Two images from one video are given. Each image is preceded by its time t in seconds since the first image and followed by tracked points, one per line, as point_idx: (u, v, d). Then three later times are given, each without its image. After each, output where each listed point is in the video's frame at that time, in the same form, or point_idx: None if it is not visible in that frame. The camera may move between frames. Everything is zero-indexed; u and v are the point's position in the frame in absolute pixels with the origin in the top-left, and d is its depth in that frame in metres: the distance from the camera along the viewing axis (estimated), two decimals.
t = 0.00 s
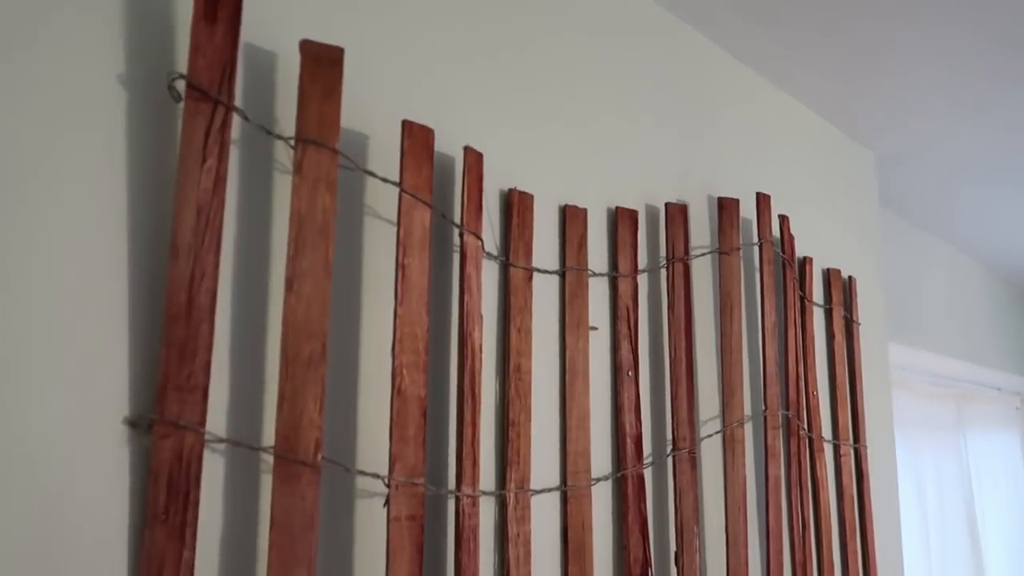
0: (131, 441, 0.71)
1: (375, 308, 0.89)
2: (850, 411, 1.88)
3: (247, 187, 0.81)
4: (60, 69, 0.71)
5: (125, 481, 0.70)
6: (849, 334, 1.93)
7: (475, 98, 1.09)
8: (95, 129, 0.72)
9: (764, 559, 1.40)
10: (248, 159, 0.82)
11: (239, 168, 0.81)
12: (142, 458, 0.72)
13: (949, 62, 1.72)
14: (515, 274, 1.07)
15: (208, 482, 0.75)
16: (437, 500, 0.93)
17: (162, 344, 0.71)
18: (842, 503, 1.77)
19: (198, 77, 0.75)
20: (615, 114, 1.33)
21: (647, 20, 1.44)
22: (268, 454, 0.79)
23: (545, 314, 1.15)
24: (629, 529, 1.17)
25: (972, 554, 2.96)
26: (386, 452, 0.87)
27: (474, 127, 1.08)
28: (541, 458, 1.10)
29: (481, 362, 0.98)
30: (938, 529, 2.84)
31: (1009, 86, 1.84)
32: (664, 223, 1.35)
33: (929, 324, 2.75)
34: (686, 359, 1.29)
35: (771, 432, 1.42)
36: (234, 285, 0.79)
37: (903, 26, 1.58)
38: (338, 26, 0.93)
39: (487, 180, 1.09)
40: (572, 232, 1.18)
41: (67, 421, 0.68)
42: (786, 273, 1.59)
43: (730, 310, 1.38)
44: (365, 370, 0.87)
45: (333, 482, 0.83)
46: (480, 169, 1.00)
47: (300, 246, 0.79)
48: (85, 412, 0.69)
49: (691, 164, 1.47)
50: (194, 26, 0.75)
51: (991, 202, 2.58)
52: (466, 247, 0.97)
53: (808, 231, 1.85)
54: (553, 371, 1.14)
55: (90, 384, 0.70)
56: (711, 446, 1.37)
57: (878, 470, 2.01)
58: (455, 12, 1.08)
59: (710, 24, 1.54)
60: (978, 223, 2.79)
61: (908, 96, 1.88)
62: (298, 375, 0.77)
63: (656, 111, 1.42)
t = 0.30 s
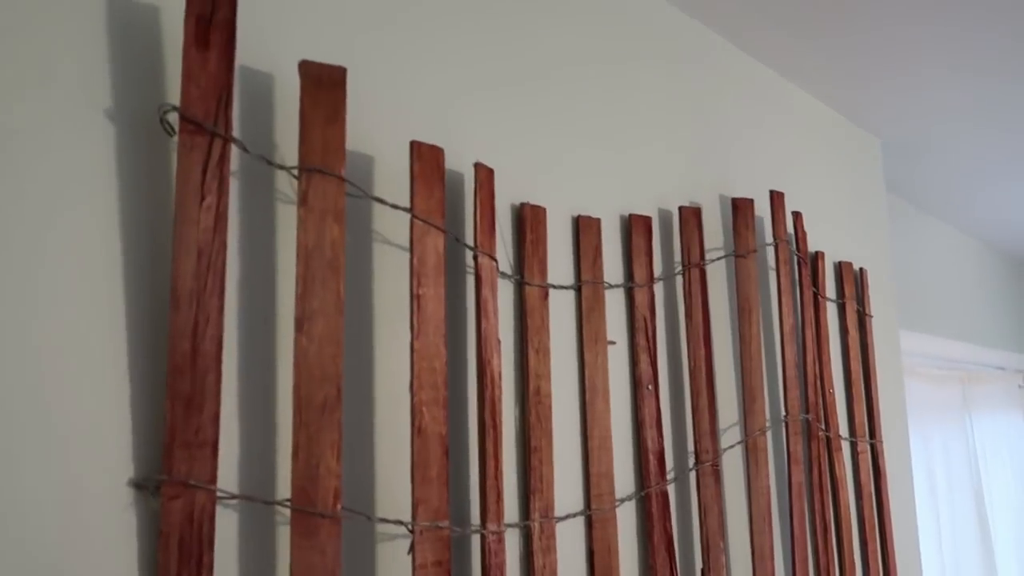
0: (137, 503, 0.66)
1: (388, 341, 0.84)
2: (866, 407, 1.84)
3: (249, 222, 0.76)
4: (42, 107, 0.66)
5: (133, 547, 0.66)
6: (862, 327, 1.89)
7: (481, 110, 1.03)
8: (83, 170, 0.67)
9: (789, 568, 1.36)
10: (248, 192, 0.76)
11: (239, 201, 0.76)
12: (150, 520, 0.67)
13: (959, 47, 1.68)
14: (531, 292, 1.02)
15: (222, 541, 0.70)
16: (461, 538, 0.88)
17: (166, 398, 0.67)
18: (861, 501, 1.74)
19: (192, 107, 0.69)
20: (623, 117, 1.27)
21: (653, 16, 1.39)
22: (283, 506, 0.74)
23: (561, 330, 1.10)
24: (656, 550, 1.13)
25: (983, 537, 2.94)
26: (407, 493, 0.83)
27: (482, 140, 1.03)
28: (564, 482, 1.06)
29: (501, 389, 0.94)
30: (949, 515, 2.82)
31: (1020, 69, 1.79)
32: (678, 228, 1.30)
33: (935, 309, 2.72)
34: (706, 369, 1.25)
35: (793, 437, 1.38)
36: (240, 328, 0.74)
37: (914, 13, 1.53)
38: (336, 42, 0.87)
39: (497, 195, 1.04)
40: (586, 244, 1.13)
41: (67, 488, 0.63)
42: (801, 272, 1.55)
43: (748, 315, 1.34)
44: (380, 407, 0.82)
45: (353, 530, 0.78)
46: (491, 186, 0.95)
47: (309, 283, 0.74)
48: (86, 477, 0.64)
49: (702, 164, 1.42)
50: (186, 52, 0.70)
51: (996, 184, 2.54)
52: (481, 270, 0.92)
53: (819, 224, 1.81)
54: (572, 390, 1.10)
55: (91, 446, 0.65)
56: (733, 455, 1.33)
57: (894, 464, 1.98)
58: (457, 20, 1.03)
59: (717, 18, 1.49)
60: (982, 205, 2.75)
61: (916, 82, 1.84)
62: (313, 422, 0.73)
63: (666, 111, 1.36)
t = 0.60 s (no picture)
0: (152, 525, 0.64)
1: (403, 350, 0.82)
2: (876, 401, 1.83)
3: (260, 232, 0.74)
4: (45, 117, 0.64)
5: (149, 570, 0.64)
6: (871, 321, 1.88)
7: (491, 110, 1.01)
8: (89, 182, 0.65)
9: (806, 567, 1.35)
10: (258, 200, 0.74)
11: (250, 211, 0.73)
12: (165, 542, 0.65)
13: (967, 35, 1.66)
14: (545, 295, 1.00)
15: (239, 561, 0.68)
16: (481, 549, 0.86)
17: (180, 417, 0.64)
18: (874, 496, 1.72)
19: (200, 116, 0.67)
20: (633, 113, 1.25)
21: (660, 10, 1.36)
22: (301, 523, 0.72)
23: (575, 333, 1.08)
24: (674, 553, 1.11)
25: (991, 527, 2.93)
26: (426, 505, 0.81)
27: (492, 141, 1.01)
28: (581, 487, 1.04)
29: (517, 395, 0.92)
30: (956, 506, 2.81)
31: None
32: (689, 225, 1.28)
33: (940, 299, 2.71)
34: (721, 369, 1.23)
35: (808, 435, 1.36)
36: (254, 341, 0.72)
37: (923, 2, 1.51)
38: (344, 43, 0.85)
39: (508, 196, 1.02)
40: (599, 245, 1.11)
41: (80, 512, 0.61)
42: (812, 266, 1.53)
43: (761, 312, 1.32)
44: (397, 418, 0.80)
45: (372, 545, 0.76)
46: (504, 188, 0.93)
47: (323, 294, 0.72)
48: (99, 500, 0.62)
49: (712, 159, 1.40)
50: (192, 59, 0.67)
51: (1000, 172, 2.52)
52: (496, 274, 0.90)
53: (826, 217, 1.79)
54: (587, 393, 1.08)
55: (103, 468, 0.63)
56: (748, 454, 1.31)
57: (905, 457, 1.97)
58: (465, 18, 1.00)
59: (724, 11, 1.46)
60: (986, 193, 2.73)
61: (923, 72, 1.82)
62: (330, 437, 0.71)
63: (675, 106, 1.34)
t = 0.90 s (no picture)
0: (140, 514, 0.64)
1: (394, 338, 0.81)
2: (867, 393, 1.83)
3: (248, 218, 0.73)
4: (29, 100, 0.63)
5: (136, 560, 0.63)
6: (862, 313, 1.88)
7: (482, 99, 1.01)
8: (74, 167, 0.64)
9: (798, 558, 1.35)
10: (247, 186, 0.73)
11: (238, 197, 0.72)
12: (153, 531, 0.64)
13: (958, 28, 1.66)
14: (537, 284, 1.00)
15: (228, 552, 0.67)
16: (473, 539, 0.86)
17: (168, 404, 0.64)
18: (865, 488, 1.73)
19: (188, 100, 0.66)
20: (625, 104, 1.25)
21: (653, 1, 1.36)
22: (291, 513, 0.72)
23: (568, 323, 1.08)
24: (667, 544, 1.11)
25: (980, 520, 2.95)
26: (418, 495, 0.80)
27: (483, 130, 1.00)
28: (573, 478, 1.04)
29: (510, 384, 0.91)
30: (946, 498, 2.82)
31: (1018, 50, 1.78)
32: (682, 216, 1.28)
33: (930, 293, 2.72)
34: (713, 359, 1.23)
35: (800, 426, 1.36)
36: (243, 328, 0.71)
37: None
38: (333, 29, 0.84)
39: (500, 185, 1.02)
40: (591, 235, 1.10)
41: (65, 501, 0.60)
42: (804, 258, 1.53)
43: (753, 303, 1.32)
44: (388, 407, 0.79)
45: (363, 535, 0.76)
46: (495, 176, 0.92)
47: (313, 281, 0.71)
48: (85, 490, 0.61)
49: (704, 151, 1.40)
50: (179, 42, 0.66)
51: (990, 166, 2.53)
52: (488, 262, 0.89)
53: (817, 209, 1.79)
54: (579, 383, 1.07)
55: (88, 457, 0.62)
56: (741, 445, 1.31)
57: (895, 448, 1.97)
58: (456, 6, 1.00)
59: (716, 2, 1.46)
60: (975, 187, 2.74)
61: (913, 65, 1.82)
62: (321, 425, 0.70)
63: (667, 97, 1.34)
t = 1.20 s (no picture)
0: (124, 475, 0.63)
1: (383, 306, 0.81)
2: (862, 376, 1.83)
3: (235, 181, 0.72)
4: (11, 56, 0.62)
5: (121, 520, 0.62)
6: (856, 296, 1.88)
7: (474, 70, 1.00)
8: (56, 124, 0.63)
9: (792, 536, 1.35)
10: (233, 148, 0.72)
11: (224, 159, 0.72)
12: (138, 492, 0.64)
13: (954, 11, 1.65)
14: (529, 257, 0.99)
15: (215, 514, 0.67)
16: (464, 508, 0.85)
17: (152, 364, 0.63)
18: (859, 470, 1.73)
19: (172, 57, 0.65)
20: (619, 80, 1.24)
21: None
22: (279, 477, 0.71)
23: (560, 296, 1.07)
24: (660, 519, 1.11)
25: (974, 506, 2.95)
26: (407, 463, 0.80)
27: (475, 101, 0.99)
28: (566, 452, 1.03)
29: (501, 354, 0.91)
30: (940, 485, 2.83)
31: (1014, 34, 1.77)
32: (675, 193, 1.27)
33: (925, 280, 2.72)
34: (707, 336, 1.22)
35: (794, 405, 1.36)
36: (229, 291, 0.70)
37: None
38: None
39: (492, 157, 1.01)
40: (584, 209, 1.10)
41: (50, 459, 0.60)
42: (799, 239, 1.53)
43: (747, 281, 1.31)
44: (377, 375, 0.79)
45: (352, 502, 0.75)
46: (486, 145, 0.92)
47: (300, 243, 0.71)
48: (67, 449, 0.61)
49: (698, 129, 1.39)
50: None
51: (986, 153, 2.53)
52: (478, 232, 0.88)
53: (812, 192, 1.79)
54: (571, 358, 1.07)
55: (73, 416, 0.61)
56: (734, 423, 1.31)
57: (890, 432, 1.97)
58: None
59: None
60: (971, 175, 2.74)
61: (910, 48, 1.81)
62: (308, 388, 0.69)
63: (661, 74, 1.33)
